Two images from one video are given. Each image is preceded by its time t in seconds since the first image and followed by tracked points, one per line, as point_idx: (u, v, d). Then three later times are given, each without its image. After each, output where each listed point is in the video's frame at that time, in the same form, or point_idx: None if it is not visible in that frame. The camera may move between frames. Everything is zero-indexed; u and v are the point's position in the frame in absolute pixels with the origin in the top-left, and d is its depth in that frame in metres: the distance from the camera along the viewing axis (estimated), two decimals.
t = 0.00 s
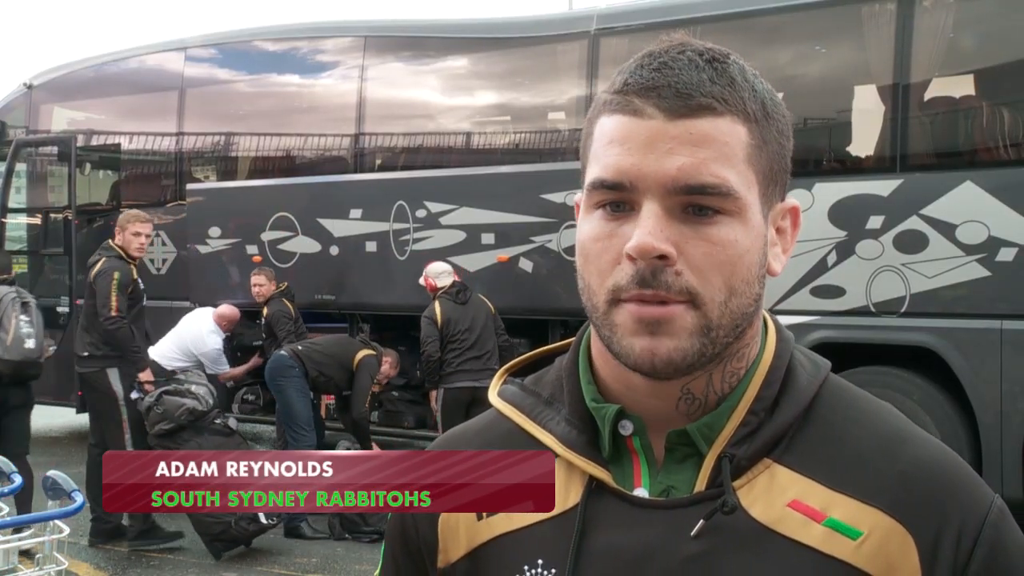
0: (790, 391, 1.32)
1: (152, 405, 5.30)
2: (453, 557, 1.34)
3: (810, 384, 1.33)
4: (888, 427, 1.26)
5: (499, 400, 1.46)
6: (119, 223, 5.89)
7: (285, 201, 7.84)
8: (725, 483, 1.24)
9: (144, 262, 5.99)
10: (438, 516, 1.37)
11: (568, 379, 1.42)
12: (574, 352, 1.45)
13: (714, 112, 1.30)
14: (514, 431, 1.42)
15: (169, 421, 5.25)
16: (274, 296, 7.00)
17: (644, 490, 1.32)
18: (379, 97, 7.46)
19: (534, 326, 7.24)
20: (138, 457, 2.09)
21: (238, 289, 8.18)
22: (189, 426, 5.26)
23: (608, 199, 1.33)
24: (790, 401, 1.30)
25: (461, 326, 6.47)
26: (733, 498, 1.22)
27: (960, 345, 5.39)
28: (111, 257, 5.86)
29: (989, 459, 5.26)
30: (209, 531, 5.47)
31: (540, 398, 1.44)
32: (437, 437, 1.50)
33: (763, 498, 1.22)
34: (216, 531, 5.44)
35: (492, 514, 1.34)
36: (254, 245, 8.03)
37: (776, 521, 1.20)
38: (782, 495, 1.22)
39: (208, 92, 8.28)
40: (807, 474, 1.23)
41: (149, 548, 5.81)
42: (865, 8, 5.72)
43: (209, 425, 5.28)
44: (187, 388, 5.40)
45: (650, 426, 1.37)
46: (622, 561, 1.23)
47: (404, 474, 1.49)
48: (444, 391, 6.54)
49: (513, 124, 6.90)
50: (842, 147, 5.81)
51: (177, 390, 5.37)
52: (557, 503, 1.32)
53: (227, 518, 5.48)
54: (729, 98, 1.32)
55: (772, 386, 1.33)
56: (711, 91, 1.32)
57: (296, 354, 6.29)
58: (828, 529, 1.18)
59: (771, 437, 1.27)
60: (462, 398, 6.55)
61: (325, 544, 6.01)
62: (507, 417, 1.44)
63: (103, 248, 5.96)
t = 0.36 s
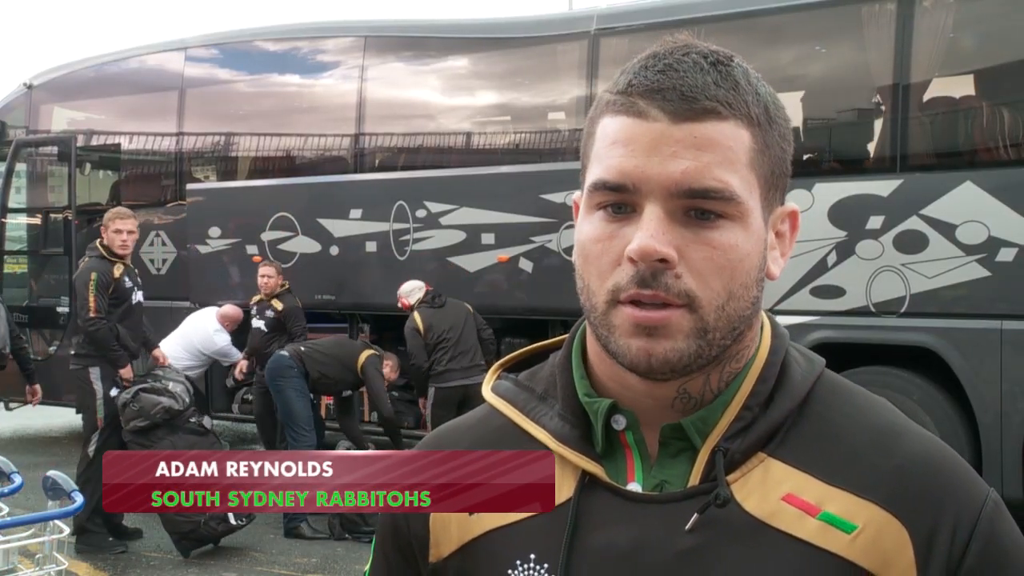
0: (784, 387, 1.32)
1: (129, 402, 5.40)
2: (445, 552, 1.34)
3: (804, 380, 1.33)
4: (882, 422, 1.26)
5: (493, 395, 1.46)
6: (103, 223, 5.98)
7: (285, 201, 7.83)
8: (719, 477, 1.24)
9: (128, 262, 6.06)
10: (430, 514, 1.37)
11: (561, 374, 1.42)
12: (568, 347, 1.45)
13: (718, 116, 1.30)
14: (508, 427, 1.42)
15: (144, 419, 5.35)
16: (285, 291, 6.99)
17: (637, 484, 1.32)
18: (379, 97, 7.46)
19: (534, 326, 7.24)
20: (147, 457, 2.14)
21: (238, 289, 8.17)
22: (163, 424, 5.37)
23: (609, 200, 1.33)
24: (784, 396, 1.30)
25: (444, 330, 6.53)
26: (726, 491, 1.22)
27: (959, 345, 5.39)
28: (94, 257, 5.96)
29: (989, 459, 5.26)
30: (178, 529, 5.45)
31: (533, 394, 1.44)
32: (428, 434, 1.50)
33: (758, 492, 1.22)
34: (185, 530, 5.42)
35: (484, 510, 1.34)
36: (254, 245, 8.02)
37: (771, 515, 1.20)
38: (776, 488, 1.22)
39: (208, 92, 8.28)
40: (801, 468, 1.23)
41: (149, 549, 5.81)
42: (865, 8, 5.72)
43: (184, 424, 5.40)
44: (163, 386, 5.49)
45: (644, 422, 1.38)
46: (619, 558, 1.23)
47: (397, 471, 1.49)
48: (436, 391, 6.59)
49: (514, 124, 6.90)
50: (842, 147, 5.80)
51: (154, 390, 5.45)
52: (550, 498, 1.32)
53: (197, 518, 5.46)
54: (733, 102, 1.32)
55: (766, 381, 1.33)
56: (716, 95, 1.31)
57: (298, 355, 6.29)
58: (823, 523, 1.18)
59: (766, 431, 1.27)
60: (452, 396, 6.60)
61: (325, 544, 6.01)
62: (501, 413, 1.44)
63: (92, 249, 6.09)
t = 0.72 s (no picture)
0: (783, 386, 1.32)
1: (127, 402, 5.41)
2: (445, 552, 1.34)
3: (804, 381, 1.33)
4: (882, 423, 1.26)
5: (493, 396, 1.46)
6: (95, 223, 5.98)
7: (285, 201, 7.83)
8: (718, 477, 1.24)
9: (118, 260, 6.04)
10: (432, 515, 1.37)
11: (561, 375, 1.42)
12: (568, 348, 1.45)
13: (712, 113, 1.30)
14: (508, 426, 1.42)
15: (141, 418, 5.37)
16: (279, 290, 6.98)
17: (637, 485, 1.32)
18: (379, 97, 7.47)
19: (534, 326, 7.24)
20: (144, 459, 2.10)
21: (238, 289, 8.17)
22: (159, 424, 5.39)
23: (603, 198, 1.34)
24: (784, 396, 1.30)
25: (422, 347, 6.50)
26: (725, 492, 1.22)
27: (959, 345, 5.39)
28: (85, 257, 5.95)
29: (989, 459, 5.26)
30: (173, 529, 5.44)
31: (533, 394, 1.44)
32: (426, 436, 1.50)
33: (757, 492, 1.22)
34: (181, 530, 5.42)
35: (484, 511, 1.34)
36: (254, 245, 8.01)
37: (770, 516, 1.20)
38: (775, 489, 1.22)
39: (209, 92, 8.29)
40: (801, 469, 1.23)
41: (150, 549, 5.82)
42: (865, 8, 5.72)
43: (178, 424, 5.41)
44: (161, 387, 5.51)
45: (644, 421, 1.38)
46: (618, 558, 1.23)
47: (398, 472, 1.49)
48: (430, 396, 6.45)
49: (514, 124, 6.91)
50: (842, 148, 5.80)
51: (152, 390, 5.47)
52: (549, 499, 1.32)
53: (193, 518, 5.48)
54: (728, 98, 1.32)
55: (766, 381, 1.33)
56: (710, 91, 1.31)
57: (298, 355, 6.31)
58: (822, 524, 1.18)
59: (765, 431, 1.27)
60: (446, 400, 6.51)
61: (325, 544, 6.01)
62: (501, 413, 1.44)
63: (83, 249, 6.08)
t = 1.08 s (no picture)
0: (786, 388, 1.32)
1: (126, 403, 5.43)
2: (447, 552, 1.34)
3: (807, 382, 1.33)
4: (884, 423, 1.27)
5: (496, 396, 1.47)
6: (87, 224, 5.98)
7: (285, 201, 7.83)
8: (721, 478, 1.24)
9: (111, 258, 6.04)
10: (435, 514, 1.37)
11: (565, 374, 1.42)
12: (571, 347, 1.45)
13: (708, 109, 1.30)
14: (511, 426, 1.43)
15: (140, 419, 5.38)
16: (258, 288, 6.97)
17: (640, 486, 1.32)
18: (380, 97, 7.47)
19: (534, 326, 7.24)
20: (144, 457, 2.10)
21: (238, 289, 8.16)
22: (159, 425, 5.39)
23: (600, 193, 1.34)
24: (787, 397, 1.30)
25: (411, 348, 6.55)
26: (728, 493, 1.22)
27: (959, 345, 5.39)
28: (78, 257, 5.95)
29: (989, 459, 5.27)
30: (176, 528, 5.44)
31: (536, 394, 1.44)
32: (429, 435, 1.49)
33: (760, 493, 1.22)
34: (184, 530, 5.43)
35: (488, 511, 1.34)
36: (254, 245, 8.01)
37: (772, 517, 1.20)
38: (779, 490, 1.22)
39: (209, 92, 8.29)
40: (804, 470, 1.23)
41: (150, 549, 5.82)
42: (865, 8, 5.72)
43: (175, 424, 5.40)
44: (159, 388, 5.53)
45: (647, 420, 1.38)
46: (621, 558, 1.23)
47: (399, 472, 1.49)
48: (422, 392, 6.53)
49: (514, 124, 6.91)
50: (842, 148, 5.80)
51: (150, 390, 5.50)
52: (553, 499, 1.32)
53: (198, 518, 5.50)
54: (724, 96, 1.32)
55: (769, 382, 1.33)
56: (706, 88, 1.31)
57: (297, 355, 6.31)
58: (824, 525, 1.18)
59: (767, 432, 1.27)
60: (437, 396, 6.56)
61: (325, 544, 6.01)
62: (503, 412, 1.44)
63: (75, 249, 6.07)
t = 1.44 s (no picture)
0: (788, 389, 1.32)
1: (117, 404, 5.42)
2: (450, 552, 1.34)
3: (810, 383, 1.33)
4: (887, 425, 1.26)
5: (498, 396, 1.47)
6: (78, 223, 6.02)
7: (285, 200, 7.83)
8: (724, 481, 1.24)
9: (104, 257, 6.06)
10: (438, 514, 1.37)
11: (569, 375, 1.42)
12: (573, 347, 1.45)
13: (694, 104, 1.30)
14: (513, 426, 1.43)
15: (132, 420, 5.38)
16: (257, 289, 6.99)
17: (643, 487, 1.33)
18: (380, 97, 7.47)
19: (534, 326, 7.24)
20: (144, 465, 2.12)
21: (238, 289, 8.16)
22: (152, 425, 5.41)
23: (590, 189, 1.35)
24: (789, 398, 1.30)
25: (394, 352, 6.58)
26: (732, 495, 1.22)
27: (959, 345, 5.39)
28: (71, 257, 5.98)
29: (989, 459, 5.26)
30: (172, 528, 5.48)
31: (539, 394, 1.44)
32: (433, 435, 1.50)
33: (763, 496, 1.22)
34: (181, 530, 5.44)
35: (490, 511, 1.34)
36: (254, 245, 8.01)
37: (775, 520, 1.20)
38: (782, 493, 1.22)
39: (209, 91, 8.29)
40: (808, 472, 1.23)
41: (150, 549, 5.82)
42: (865, 8, 5.71)
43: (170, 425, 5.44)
44: (148, 386, 5.50)
45: (649, 420, 1.38)
46: (623, 559, 1.23)
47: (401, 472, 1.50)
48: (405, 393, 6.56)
49: (514, 124, 6.91)
50: (842, 148, 5.79)
51: (141, 389, 5.46)
52: (555, 499, 1.32)
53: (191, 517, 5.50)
54: (712, 92, 1.32)
55: (771, 384, 1.33)
56: (693, 84, 1.32)
57: (296, 355, 6.31)
58: (828, 527, 1.18)
59: (770, 434, 1.27)
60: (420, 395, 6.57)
61: (325, 544, 6.01)
62: (506, 413, 1.44)
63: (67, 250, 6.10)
